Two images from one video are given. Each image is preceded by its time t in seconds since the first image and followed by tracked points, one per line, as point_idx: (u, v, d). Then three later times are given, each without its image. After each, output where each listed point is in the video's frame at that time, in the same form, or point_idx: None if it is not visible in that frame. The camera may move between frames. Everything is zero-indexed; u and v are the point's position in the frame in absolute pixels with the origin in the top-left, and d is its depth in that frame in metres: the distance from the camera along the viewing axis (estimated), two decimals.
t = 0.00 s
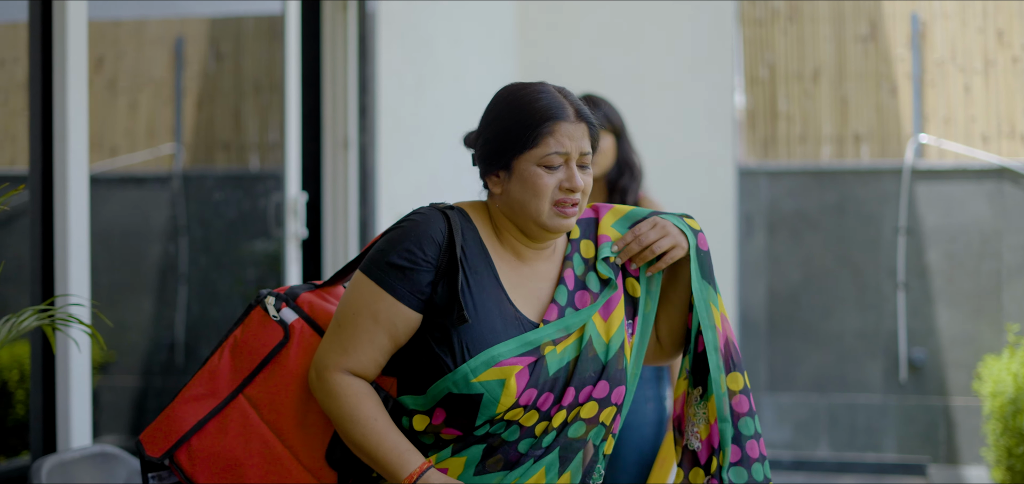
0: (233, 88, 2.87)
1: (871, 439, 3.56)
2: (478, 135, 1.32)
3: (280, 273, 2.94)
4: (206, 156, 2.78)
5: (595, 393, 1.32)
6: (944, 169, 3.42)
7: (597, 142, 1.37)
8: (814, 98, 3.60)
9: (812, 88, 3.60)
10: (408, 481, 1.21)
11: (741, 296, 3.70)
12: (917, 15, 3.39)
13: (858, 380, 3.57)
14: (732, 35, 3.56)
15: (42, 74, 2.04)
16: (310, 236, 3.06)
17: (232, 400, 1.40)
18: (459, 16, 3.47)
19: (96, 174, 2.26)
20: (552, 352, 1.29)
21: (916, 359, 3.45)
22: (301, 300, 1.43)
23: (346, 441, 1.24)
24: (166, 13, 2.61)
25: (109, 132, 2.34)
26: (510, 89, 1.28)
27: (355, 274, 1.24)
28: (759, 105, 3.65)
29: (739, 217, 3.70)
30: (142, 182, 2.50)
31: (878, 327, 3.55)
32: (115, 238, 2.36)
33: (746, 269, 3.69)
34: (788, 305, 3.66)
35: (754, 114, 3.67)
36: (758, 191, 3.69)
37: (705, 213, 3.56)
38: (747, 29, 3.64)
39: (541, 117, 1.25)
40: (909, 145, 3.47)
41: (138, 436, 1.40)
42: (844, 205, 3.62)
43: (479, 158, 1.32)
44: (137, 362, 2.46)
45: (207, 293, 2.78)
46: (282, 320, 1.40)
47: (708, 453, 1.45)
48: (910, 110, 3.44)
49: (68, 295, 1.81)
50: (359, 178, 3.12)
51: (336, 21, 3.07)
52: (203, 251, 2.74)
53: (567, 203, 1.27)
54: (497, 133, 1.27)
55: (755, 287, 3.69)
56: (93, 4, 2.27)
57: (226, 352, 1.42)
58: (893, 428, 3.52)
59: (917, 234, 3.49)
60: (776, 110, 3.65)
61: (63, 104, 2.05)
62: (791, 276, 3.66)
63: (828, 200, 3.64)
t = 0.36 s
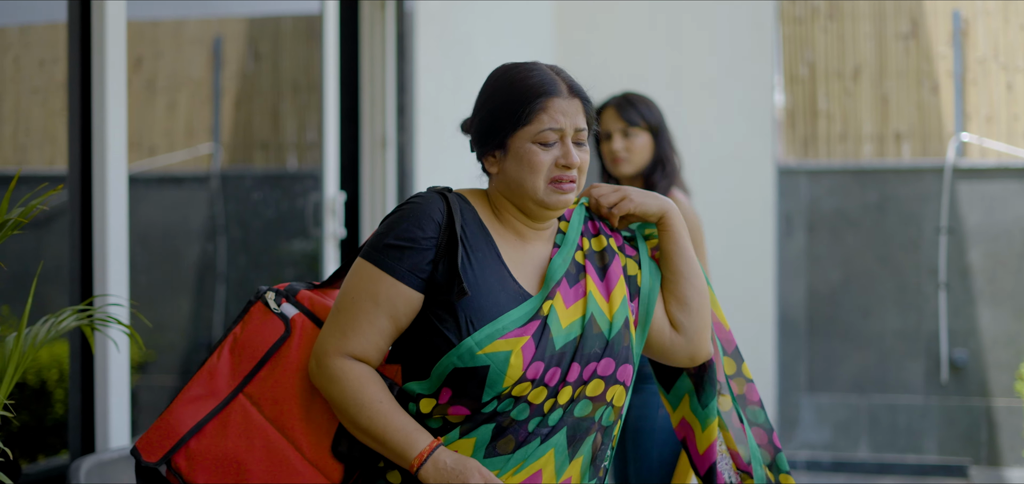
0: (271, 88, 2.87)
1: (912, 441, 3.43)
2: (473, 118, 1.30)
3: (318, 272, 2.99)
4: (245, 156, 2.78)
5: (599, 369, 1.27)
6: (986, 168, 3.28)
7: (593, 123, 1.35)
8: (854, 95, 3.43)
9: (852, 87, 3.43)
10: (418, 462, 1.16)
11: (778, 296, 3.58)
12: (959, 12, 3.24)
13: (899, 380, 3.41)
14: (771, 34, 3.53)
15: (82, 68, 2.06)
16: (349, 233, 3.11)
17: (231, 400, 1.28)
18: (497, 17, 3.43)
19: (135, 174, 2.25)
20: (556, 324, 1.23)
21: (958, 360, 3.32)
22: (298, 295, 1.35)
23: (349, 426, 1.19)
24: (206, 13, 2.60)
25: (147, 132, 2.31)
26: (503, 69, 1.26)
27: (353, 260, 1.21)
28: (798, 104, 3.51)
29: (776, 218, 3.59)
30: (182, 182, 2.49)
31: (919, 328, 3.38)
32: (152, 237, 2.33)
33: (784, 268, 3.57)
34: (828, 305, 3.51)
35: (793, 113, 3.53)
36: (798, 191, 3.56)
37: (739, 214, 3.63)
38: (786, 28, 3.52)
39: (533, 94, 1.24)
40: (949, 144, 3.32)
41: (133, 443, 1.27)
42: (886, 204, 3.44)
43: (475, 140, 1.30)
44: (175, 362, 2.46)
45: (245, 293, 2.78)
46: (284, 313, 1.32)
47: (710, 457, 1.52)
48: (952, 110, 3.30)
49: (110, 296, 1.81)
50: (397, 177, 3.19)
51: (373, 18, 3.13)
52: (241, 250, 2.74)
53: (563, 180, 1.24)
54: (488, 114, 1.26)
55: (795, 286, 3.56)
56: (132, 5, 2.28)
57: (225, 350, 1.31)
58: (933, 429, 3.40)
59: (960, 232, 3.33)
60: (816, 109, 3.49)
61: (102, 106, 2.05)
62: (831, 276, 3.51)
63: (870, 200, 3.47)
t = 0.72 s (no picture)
0: (301, 88, 2.88)
1: (943, 443, 3.28)
2: (499, 113, 1.31)
3: (348, 273, 3.01)
4: (276, 156, 2.80)
5: (612, 353, 1.24)
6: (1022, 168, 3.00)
7: (618, 125, 1.32)
8: (886, 95, 3.34)
9: (884, 87, 3.33)
10: (434, 446, 1.16)
11: (811, 296, 3.64)
12: (992, 11, 2.88)
13: (931, 382, 3.33)
14: (803, 35, 3.49)
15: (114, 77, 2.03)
16: (380, 234, 3.11)
17: (267, 406, 1.35)
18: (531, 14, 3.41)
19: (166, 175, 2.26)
20: (569, 311, 1.22)
21: (989, 361, 3.11)
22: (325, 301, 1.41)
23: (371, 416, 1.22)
24: (237, 14, 2.61)
25: (177, 132, 2.34)
26: (532, 70, 1.26)
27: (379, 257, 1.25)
28: (829, 104, 3.48)
29: (807, 218, 3.63)
30: (214, 182, 2.51)
31: (950, 329, 3.30)
32: (184, 238, 2.36)
33: (816, 270, 3.62)
34: (858, 306, 3.54)
35: (823, 113, 3.51)
36: (829, 190, 3.59)
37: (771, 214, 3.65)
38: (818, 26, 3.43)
39: (553, 102, 1.22)
40: (983, 144, 3.07)
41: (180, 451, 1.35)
42: (917, 204, 3.43)
43: (499, 137, 1.31)
44: (206, 363, 2.47)
45: (277, 293, 2.80)
46: (311, 318, 1.38)
47: (693, 430, 1.40)
48: (985, 109, 3.03)
49: (143, 297, 1.79)
50: (427, 177, 3.15)
51: (404, 21, 3.11)
52: (272, 250, 2.76)
53: (575, 187, 1.24)
54: (507, 114, 1.27)
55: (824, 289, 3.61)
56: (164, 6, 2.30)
57: (259, 359, 1.38)
58: (966, 431, 3.19)
59: (992, 234, 3.17)
60: (847, 109, 3.44)
61: (135, 108, 2.03)
62: (862, 276, 3.53)
63: (901, 201, 3.47)
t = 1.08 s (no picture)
0: (323, 88, 2.89)
1: (965, 443, 3.30)
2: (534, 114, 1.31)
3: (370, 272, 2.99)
4: (297, 156, 2.80)
5: (638, 343, 1.23)
6: None
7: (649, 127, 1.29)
8: (909, 94, 3.30)
9: (907, 86, 3.29)
10: (462, 428, 1.18)
11: (831, 296, 3.62)
12: (1015, 9, 2.73)
13: (953, 382, 3.33)
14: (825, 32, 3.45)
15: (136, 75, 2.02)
16: (400, 234, 3.13)
17: (313, 398, 1.47)
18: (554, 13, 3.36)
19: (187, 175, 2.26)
20: (597, 301, 1.22)
21: (1012, 360, 3.17)
22: (372, 297, 1.52)
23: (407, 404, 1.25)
24: (258, 14, 2.61)
25: (199, 131, 2.35)
26: (562, 70, 1.26)
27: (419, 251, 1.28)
28: (851, 104, 3.46)
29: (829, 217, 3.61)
30: (235, 181, 2.51)
31: (972, 328, 3.29)
32: (207, 238, 2.37)
33: (838, 269, 3.60)
34: (880, 305, 3.51)
35: (846, 112, 3.49)
36: (852, 189, 3.57)
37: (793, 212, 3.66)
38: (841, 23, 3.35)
39: (577, 100, 1.22)
40: (1006, 143, 3.12)
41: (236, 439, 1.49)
42: (940, 204, 3.42)
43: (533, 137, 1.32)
44: (227, 363, 2.48)
45: (299, 293, 2.81)
46: (357, 313, 1.49)
47: (730, 414, 1.35)
48: (1008, 109, 3.01)
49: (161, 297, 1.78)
50: (448, 176, 3.17)
51: (426, 21, 3.13)
52: (294, 250, 2.77)
53: (601, 184, 1.23)
54: (535, 113, 1.27)
55: (847, 288, 3.58)
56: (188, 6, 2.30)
57: (308, 352, 1.50)
58: (988, 430, 3.25)
59: (1015, 233, 3.24)
60: (870, 108, 3.41)
61: (157, 108, 2.00)
62: (884, 276, 3.52)
63: (924, 200, 3.45)
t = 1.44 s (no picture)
0: (323, 89, 2.90)
1: (963, 443, 3.28)
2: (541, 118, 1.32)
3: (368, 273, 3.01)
4: (297, 157, 2.81)
5: (647, 348, 1.23)
6: None
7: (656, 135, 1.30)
8: (907, 95, 3.31)
9: (905, 87, 3.31)
10: (469, 438, 1.19)
11: (831, 296, 3.62)
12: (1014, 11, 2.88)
13: (951, 382, 3.31)
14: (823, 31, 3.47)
15: (137, 73, 2.03)
16: (400, 234, 3.15)
17: (338, 398, 1.50)
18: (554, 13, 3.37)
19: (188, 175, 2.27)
20: (606, 306, 1.22)
21: (1010, 361, 3.13)
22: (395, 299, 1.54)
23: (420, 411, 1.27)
24: (259, 15, 2.62)
25: (200, 132, 2.35)
26: (568, 75, 1.27)
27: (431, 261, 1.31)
28: (849, 104, 3.47)
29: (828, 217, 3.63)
30: (235, 182, 2.52)
31: (970, 330, 3.29)
32: (208, 238, 2.37)
33: (835, 270, 3.61)
34: (878, 306, 3.51)
35: (844, 112, 3.49)
36: (849, 190, 3.57)
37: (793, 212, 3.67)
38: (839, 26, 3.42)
39: (580, 106, 1.23)
40: (1004, 145, 3.12)
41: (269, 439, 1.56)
42: (938, 205, 3.40)
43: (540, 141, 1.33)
44: (226, 364, 2.48)
45: (298, 293, 2.82)
46: (378, 315, 1.51)
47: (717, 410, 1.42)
48: (1007, 111, 3.05)
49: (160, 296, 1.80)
50: (448, 178, 3.20)
51: (426, 21, 3.15)
52: (293, 250, 2.78)
53: (604, 189, 1.24)
54: (541, 117, 1.28)
55: (845, 288, 3.58)
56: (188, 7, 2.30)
57: (335, 353, 1.54)
58: (986, 431, 3.21)
59: (1013, 233, 3.22)
60: (868, 109, 3.42)
61: (157, 111, 2.01)
62: (882, 277, 3.52)
63: (922, 201, 3.44)
